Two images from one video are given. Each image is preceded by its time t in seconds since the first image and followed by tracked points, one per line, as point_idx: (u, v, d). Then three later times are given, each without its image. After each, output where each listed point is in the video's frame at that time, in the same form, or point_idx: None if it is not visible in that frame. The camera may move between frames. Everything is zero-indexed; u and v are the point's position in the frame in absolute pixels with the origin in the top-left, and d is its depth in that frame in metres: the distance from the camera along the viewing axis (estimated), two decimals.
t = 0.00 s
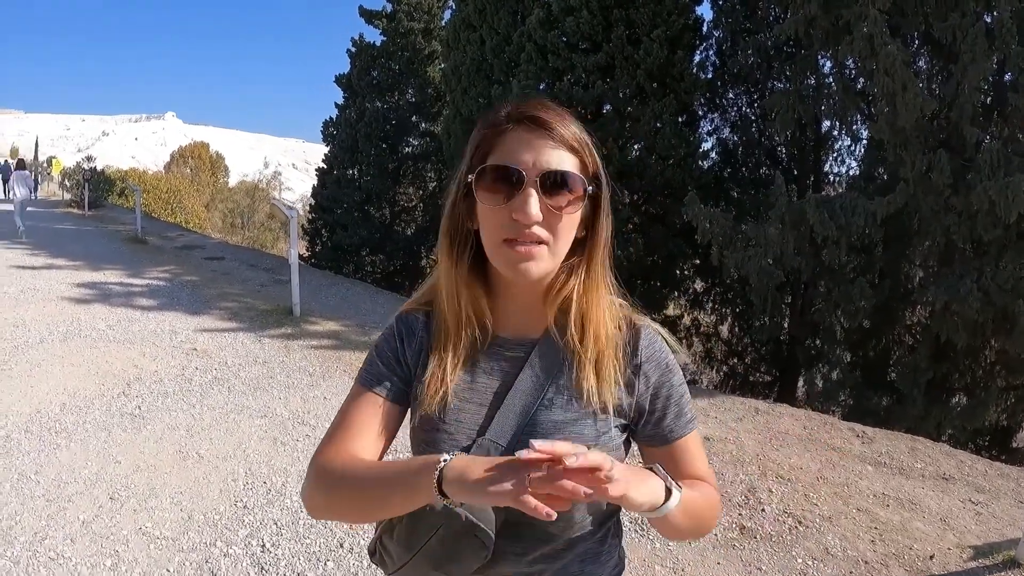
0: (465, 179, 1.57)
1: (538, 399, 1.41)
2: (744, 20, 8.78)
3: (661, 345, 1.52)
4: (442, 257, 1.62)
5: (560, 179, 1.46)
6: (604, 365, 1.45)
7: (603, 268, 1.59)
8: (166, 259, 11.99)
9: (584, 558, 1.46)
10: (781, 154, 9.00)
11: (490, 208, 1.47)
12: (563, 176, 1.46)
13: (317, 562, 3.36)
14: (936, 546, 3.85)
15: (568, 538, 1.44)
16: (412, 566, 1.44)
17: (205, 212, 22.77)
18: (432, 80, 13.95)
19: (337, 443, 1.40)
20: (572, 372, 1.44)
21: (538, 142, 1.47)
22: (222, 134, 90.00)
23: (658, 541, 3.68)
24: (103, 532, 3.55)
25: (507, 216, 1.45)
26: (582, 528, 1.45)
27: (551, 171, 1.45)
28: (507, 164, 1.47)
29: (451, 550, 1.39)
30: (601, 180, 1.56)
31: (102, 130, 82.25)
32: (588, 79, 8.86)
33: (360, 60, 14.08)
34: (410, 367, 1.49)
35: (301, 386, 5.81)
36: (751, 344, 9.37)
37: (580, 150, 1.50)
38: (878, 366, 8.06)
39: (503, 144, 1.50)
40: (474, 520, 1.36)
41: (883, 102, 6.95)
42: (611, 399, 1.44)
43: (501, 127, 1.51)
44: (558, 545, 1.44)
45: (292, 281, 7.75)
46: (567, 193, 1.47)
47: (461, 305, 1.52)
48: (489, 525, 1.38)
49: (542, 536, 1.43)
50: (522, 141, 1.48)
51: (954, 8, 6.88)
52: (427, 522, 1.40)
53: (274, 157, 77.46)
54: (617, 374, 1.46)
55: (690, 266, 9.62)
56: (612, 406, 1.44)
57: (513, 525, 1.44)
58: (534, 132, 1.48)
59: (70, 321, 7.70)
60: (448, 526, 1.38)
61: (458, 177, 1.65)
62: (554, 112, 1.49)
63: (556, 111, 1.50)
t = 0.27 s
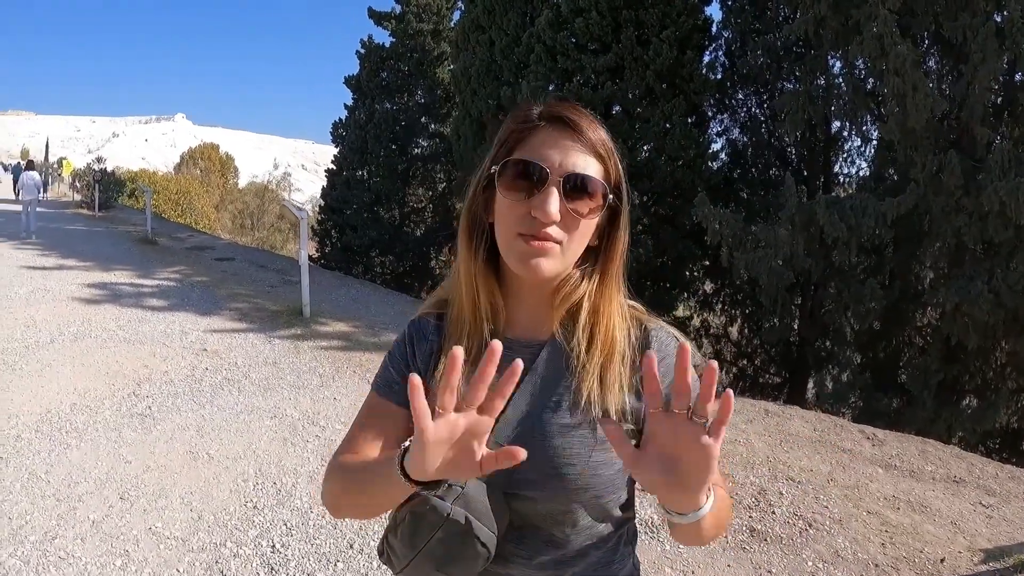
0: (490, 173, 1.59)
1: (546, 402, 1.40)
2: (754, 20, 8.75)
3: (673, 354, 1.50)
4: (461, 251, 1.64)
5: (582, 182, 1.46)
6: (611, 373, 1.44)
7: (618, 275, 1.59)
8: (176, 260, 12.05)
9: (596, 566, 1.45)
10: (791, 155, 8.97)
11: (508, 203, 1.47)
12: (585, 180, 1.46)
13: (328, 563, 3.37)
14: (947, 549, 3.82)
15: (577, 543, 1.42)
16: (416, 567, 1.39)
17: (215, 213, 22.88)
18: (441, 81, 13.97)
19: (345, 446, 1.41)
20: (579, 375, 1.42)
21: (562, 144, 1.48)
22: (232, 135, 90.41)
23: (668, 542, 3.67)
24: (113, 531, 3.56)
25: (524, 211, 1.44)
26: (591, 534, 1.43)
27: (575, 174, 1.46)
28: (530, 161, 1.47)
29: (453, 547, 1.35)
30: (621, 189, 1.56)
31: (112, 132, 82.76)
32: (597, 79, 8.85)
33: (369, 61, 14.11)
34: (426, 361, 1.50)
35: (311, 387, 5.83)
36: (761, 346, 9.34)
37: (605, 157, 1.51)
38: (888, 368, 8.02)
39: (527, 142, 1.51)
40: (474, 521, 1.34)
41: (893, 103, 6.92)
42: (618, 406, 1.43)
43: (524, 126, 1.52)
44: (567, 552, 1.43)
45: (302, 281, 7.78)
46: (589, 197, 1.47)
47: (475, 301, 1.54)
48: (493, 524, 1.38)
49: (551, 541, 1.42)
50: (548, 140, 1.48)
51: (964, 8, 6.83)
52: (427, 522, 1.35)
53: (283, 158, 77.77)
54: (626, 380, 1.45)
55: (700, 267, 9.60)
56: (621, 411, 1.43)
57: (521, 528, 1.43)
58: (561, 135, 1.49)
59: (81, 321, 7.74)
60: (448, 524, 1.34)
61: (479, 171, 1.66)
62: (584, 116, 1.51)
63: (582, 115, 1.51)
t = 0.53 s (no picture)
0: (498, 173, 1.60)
1: (554, 404, 1.39)
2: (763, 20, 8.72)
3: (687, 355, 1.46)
4: (474, 253, 1.66)
5: (591, 178, 1.45)
6: (624, 371, 1.41)
7: (631, 273, 1.56)
8: (184, 258, 12.10)
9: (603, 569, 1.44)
10: (800, 155, 8.93)
11: (517, 202, 1.47)
12: (594, 177, 1.45)
13: (335, 561, 3.37)
14: (955, 552, 3.80)
15: (584, 547, 1.42)
16: (421, 565, 1.40)
17: (224, 211, 22.95)
18: (450, 80, 13.98)
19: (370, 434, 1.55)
20: (586, 379, 1.41)
21: (570, 142, 1.48)
22: (240, 134, 90.65)
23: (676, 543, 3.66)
24: (121, 528, 3.58)
25: (534, 210, 1.44)
26: (599, 538, 1.43)
27: (584, 170, 1.45)
28: (537, 159, 1.47)
29: (455, 546, 1.36)
30: (632, 186, 1.55)
31: (122, 130, 83.15)
32: (606, 79, 8.84)
33: (378, 60, 14.13)
34: (443, 365, 1.56)
35: (320, 385, 5.84)
36: (769, 347, 9.30)
37: (614, 153, 1.51)
38: (897, 370, 7.98)
39: (535, 141, 1.51)
40: (476, 521, 1.35)
41: (903, 103, 6.89)
42: (629, 409, 1.40)
43: (530, 124, 1.53)
44: (573, 555, 1.43)
45: (311, 280, 7.79)
46: (599, 194, 1.46)
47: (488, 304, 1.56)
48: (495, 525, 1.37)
49: (558, 545, 1.43)
50: (555, 138, 1.49)
51: (975, 8, 6.79)
52: (431, 518, 1.36)
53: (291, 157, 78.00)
54: (638, 382, 1.42)
55: (708, 268, 9.57)
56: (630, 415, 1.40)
57: (527, 530, 1.44)
58: (568, 132, 1.49)
59: (90, 318, 7.79)
60: (451, 521, 1.35)
61: (487, 173, 1.68)
62: (590, 113, 1.51)
63: (590, 111, 1.51)
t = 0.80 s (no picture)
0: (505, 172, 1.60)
1: (563, 406, 1.39)
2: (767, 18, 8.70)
3: (698, 357, 1.44)
4: (483, 254, 1.66)
5: (599, 172, 1.44)
6: (635, 373, 1.39)
7: (642, 270, 1.55)
8: (188, 258, 12.12)
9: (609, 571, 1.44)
10: (804, 154, 8.91)
11: (524, 199, 1.47)
12: (601, 171, 1.44)
13: (339, 561, 3.37)
14: (961, 552, 3.79)
15: (592, 548, 1.42)
16: (428, 563, 1.41)
17: (228, 211, 22.97)
18: (453, 80, 13.98)
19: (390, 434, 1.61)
20: (603, 381, 1.40)
21: (577, 136, 1.47)
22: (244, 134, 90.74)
23: (681, 543, 3.65)
24: (126, 528, 3.59)
25: (541, 206, 1.44)
26: (606, 539, 1.43)
27: (591, 164, 1.44)
28: (544, 154, 1.47)
29: (463, 546, 1.36)
30: (640, 181, 1.53)
31: (125, 131, 83.32)
32: (609, 78, 8.83)
33: (381, 60, 14.13)
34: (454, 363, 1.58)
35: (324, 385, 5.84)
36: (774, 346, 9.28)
37: (621, 147, 1.50)
38: (901, 370, 7.95)
39: (541, 137, 1.51)
40: (484, 522, 1.35)
41: (908, 102, 6.87)
42: (639, 410, 1.38)
43: (537, 121, 1.53)
44: (580, 557, 1.43)
45: (315, 279, 7.79)
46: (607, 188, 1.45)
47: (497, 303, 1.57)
48: (502, 527, 1.37)
49: (565, 547, 1.42)
50: (560, 134, 1.48)
51: (979, 6, 6.76)
52: (439, 518, 1.38)
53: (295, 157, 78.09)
54: (648, 381, 1.41)
55: (713, 267, 9.56)
56: (640, 418, 1.38)
57: (533, 532, 1.43)
58: (575, 127, 1.49)
59: (95, 318, 7.81)
60: (458, 521, 1.36)
61: (495, 173, 1.68)
62: (596, 108, 1.51)
63: (595, 108, 1.51)
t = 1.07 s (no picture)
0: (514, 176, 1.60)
1: (581, 407, 1.39)
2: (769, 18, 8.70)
3: (709, 359, 1.44)
4: (495, 259, 1.66)
5: (609, 174, 1.44)
6: (651, 375, 1.39)
7: (657, 268, 1.55)
8: (191, 260, 12.14)
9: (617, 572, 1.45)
10: (806, 154, 8.91)
11: (537, 203, 1.46)
12: (615, 172, 1.44)
13: (345, 562, 3.38)
14: (965, 552, 3.79)
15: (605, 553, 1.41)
16: (440, 564, 1.37)
17: (230, 213, 22.99)
18: (455, 81, 13.99)
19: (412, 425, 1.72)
20: (623, 383, 1.40)
21: (585, 138, 1.47)
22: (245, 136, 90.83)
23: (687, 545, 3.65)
24: (130, 530, 3.59)
25: (556, 212, 1.43)
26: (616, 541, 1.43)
27: (603, 166, 1.44)
28: (554, 159, 1.47)
29: (476, 549, 1.32)
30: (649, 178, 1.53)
31: (127, 133, 83.45)
32: (611, 79, 8.84)
33: (383, 62, 14.14)
34: (467, 364, 1.59)
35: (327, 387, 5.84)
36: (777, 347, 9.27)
37: (629, 146, 1.50)
38: (905, 370, 7.94)
39: (549, 141, 1.51)
40: (500, 526, 1.30)
41: (910, 101, 6.87)
42: (657, 412, 1.38)
43: (542, 127, 1.53)
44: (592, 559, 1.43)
45: (318, 281, 7.79)
46: (618, 187, 1.44)
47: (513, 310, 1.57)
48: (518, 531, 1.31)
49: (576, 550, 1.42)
50: (568, 137, 1.48)
51: (980, 5, 6.76)
52: (453, 518, 1.33)
53: (297, 159, 78.18)
54: (667, 381, 1.40)
55: (716, 267, 9.55)
56: (654, 420, 1.38)
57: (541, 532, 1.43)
58: (582, 129, 1.49)
59: (98, 320, 7.82)
60: (474, 521, 1.31)
61: (503, 178, 1.69)
62: (601, 108, 1.51)
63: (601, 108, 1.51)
